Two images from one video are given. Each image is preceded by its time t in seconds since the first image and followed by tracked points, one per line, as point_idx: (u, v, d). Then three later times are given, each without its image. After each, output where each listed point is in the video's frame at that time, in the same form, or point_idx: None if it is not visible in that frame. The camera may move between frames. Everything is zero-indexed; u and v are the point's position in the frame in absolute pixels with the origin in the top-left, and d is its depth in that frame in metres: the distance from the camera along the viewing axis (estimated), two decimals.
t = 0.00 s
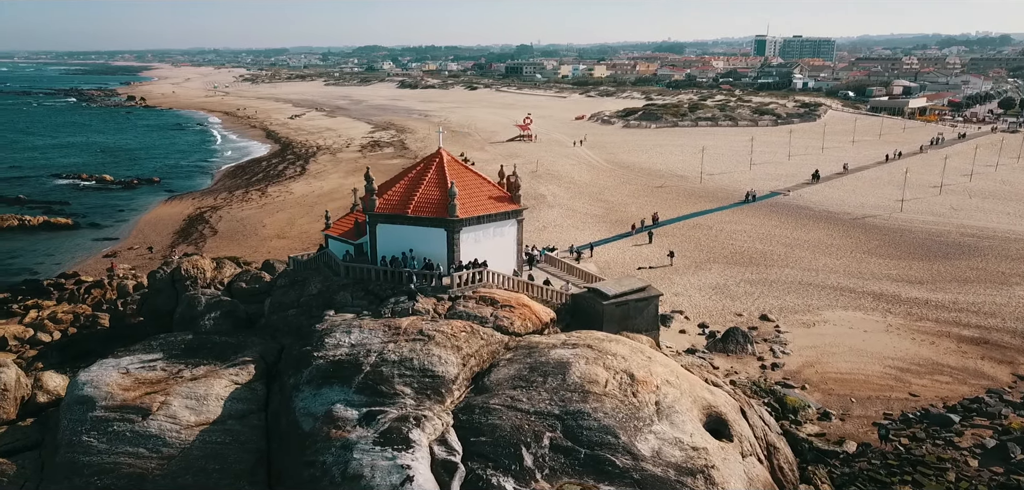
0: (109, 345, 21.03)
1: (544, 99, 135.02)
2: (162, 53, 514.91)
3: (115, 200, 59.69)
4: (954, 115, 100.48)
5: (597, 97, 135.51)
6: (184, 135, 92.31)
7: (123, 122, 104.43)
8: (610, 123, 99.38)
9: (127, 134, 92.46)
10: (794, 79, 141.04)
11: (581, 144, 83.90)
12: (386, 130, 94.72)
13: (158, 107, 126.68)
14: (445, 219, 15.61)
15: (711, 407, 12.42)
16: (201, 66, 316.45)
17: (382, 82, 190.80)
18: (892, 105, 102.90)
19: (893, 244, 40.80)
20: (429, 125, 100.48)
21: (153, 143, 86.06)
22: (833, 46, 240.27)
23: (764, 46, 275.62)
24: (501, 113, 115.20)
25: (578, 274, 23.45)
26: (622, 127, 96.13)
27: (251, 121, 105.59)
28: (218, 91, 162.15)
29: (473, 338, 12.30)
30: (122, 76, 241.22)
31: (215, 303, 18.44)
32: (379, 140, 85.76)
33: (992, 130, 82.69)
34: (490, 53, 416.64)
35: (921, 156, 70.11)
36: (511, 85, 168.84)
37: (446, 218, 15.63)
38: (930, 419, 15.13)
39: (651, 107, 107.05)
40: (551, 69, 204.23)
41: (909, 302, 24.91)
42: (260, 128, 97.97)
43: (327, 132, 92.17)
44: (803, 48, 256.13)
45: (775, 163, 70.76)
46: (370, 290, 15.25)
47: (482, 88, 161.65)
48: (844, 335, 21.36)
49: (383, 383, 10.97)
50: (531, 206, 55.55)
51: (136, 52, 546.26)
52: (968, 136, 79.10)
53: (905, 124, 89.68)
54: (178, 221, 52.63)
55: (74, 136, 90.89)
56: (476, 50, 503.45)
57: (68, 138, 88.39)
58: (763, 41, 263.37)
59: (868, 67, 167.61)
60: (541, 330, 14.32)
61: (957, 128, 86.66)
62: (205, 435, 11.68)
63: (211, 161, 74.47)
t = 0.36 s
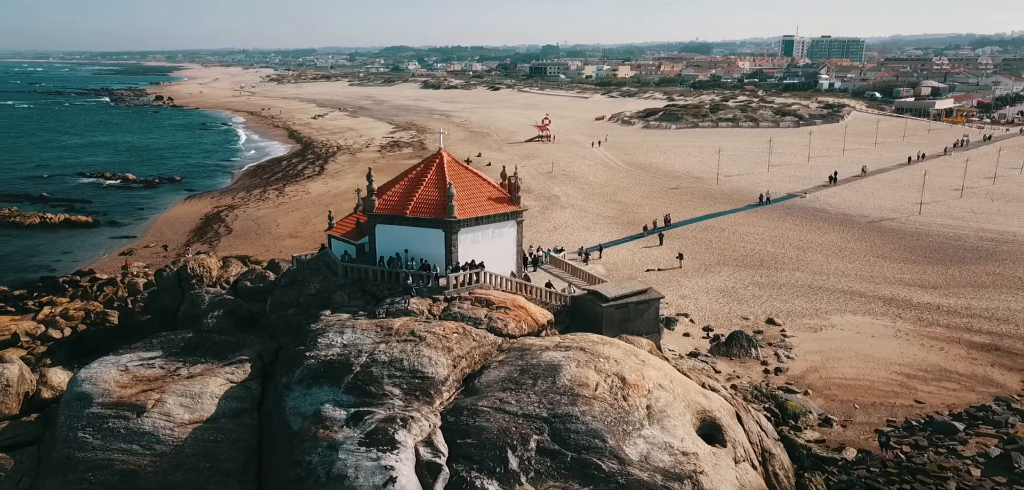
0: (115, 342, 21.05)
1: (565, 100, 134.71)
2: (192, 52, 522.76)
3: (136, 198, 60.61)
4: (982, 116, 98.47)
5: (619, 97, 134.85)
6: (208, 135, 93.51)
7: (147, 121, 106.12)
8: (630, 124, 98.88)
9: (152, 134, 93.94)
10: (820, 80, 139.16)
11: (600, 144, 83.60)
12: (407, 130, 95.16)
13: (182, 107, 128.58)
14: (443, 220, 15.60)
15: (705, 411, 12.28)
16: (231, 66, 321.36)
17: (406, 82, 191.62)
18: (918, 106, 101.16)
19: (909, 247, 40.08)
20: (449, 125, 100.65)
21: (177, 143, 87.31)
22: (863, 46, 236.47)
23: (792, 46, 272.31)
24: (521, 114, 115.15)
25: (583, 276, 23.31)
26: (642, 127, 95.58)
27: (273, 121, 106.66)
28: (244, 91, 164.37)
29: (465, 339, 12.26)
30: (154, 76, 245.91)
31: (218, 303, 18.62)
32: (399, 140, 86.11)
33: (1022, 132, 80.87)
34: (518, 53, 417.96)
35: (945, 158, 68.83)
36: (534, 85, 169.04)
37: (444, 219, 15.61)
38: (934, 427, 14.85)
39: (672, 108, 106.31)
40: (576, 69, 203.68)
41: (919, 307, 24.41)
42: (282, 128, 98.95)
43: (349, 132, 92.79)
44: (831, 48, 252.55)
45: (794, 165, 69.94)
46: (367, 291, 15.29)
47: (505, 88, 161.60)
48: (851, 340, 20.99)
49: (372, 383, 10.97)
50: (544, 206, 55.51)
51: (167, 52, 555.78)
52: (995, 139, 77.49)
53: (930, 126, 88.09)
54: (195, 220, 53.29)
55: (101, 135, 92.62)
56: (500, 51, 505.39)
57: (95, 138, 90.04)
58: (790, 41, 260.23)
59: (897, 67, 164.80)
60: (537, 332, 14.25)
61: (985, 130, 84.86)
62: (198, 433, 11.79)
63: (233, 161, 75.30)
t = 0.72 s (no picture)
0: (122, 339, 21.40)
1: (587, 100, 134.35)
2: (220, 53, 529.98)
3: (156, 196, 61.50)
4: (1012, 118, 96.44)
5: (641, 98, 134.09)
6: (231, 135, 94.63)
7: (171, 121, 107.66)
8: (650, 125, 98.38)
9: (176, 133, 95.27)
10: (847, 81, 137.28)
11: (618, 145, 83.24)
12: (427, 131, 95.50)
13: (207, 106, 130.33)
14: (441, 220, 15.60)
15: (698, 416, 12.15)
16: (258, 67, 325.27)
17: (429, 83, 192.35)
18: (945, 108, 99.43)
19: (925, 251, 39.39)
20: (469, 125, 100.86)
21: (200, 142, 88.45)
22: (893, 46, 232.75)
23: (820, 47, 268.87)
24: (541, 114, 115.05)
25: (587, 279, 23.17)
26: (662, 128, 95.04)
27: (295, 121, 107.66)
28: (269, 91, 166.34)
29: (456, 341, 12.23)
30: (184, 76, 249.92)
31: (222, 301, 18.76)
32: (419, 141, 86.44)
33: None
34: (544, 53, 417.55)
35: (970, 161, 67.54)
36: (557, 85, 169.04)
37: (442, 220, 15.61)
38: (937, 434, 14.57)
39: (693, 108, 105.56)
40: (600, 69, 203.13)
41: (930, 312, 23.91)
42: (303, 128, 99.84)
43: (370, 133, 93.31)
44: (860, 48, 248.85)
45: (813, 167, 69.15)
46: (363, 291, 15.38)
47: (527, 89, 161.54)
48: (858, 345, 20.63)
49: (361, 384, 10.98)
50: (556, 207, 55.46)
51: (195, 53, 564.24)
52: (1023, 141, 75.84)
53: (956, 128, 86.47)
54: (212, 219, 53.90)
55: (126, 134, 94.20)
56: (524, 52, 506.19)
57: (120, 137, 91.61)
58: (818, 42, 257.14)
59: (927, 68, 161.93)
60: (532, 333, 14.18)
61: (1014, 132, 83.05)
62: (191, 430, 11.88)
63: (253, 160, 76.04)
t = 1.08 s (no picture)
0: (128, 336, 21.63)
1: (609, 101, 133.88)
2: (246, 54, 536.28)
3: (176, 195, 62.33)
4: None
5: (662, 99, 133.23)
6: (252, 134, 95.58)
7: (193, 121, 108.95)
8: (670, 126, 97.74)
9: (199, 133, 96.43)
10: (873, 82, 135.31)
11: (636, 146, 82.82)
12: (447, 131, 95.73)
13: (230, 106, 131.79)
14: (438, 222, 15.62)
15: (691, 420, 12.03)
16: (283, 67, 328.47)
17: (452, 83, 192.70)
18: (972, 109, 97.62)
19: (940, 255, 38.67)
20: (488, 126, 100.94)
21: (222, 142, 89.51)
22: (922, 47, 228.85)
23: (848, 47, 265.23)
24: (560, 115, 114.83)
25: (592, 282, 23.06)
26: (682, 129, 94.42)
27: (317, 121, 108.60)
28: (293, 91, 168.06)
29: (447, 342, 12.22)
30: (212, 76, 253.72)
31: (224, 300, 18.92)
32: (438, 141, 86.64)
33: None
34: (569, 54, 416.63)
35: (996, 163, 66.21)
36: (577, 86, 168.68)
37: (440, 220, 15.62)
38: (940, 442, 14.32)
39: (714, 109, 104.74)
40: (624, 69, 202.14)
41: (940, 317, 23.44)
42: (324, 128, 100.66)
43: (389, 133, 93.77)
44: (889, 49, 245.03)
45: (833, 169, 68.30)
46: (360, 292, 15.49)
47: (548, 89, 161.32)
48: (864, 350, 20.31)
49: (350, 384, 11.00)
50: (569, 208, 55.34)
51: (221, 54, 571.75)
52: None
53: (983, 130, 84.80)
54: (227, 218, 54.45)
55: (150, 133, 95.63)
56: (546, 52, 506.41)
57: (145, 136, 93.08)
58: (845, 42, 253.68)
59: (957, 68, 158.94)
60: (527, 335, 14.12)
61: None
62: (184, 428, 11.99)
63: (272, 160, 76.69)
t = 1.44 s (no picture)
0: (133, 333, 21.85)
1: (630, 101, 133.17)
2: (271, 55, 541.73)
3: (194, 194, 63.08)
4: None
5: (684, 100, 132.41)
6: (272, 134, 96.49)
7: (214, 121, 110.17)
8: (689, 127, 97.09)
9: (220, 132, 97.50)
10: (900, 83, 133.33)
11: (654, 147, 82.40)
12: (466, 132, 95.84)
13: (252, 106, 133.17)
14: (435, 222, 15.63)
15: (683, 425, 11.93)
16: (308, 68, 331.26)
17: (473, 84, 192.89)
18: (999, 110, 95.85)
19: (955, 259, 37.94)
20: (507, 127, 100.91)
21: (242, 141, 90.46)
22: (952, 47, 225.03)
23: (876, 48, 261.75)
24: (579, 116, 114.53)
25: (593, 284, 22.96)
26: (701, 131, 93.80)
27: (339, 121, 109.38)
28: (314, 92, 169.43)
29: (438, 343, 12.20)
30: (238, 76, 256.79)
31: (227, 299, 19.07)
32: (456, 142, 86.76)
33: None
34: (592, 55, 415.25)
35: (1021, 166, 64.90)
36: (598, 87, 168.26)
37: (436, 221, 15.63)
38: (941, 450, 14.09)
39: (734, 110, 103.96)
40: (647, 69, 201.02)
41: (949, 323, 22.99)
42: (344, 128, 101.37)
43: (410, 134, 94.06)
44: (917, 49, 241.29)
45: (852, 171, 67.46)
46: (357, 292, 15.55)
47: (569, 89, 161.05)
48: (869, 356, 20.00)
49: (338, 384, 11.03)
50: (581, 209, 55.20)
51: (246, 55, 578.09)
52: None
53: (1010, 132, 83.16)
54: (242, 217, 54.99)
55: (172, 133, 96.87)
56: (569, 53, 505.45)
57: (168, 135, 94.44)
58: (873, 42, 250.26)
59: (989, 69, 155.97)
60: (521, 337, 14.07)
61: None
62: (177, 426, 12.09)
63: (290, 161, 77.25)
